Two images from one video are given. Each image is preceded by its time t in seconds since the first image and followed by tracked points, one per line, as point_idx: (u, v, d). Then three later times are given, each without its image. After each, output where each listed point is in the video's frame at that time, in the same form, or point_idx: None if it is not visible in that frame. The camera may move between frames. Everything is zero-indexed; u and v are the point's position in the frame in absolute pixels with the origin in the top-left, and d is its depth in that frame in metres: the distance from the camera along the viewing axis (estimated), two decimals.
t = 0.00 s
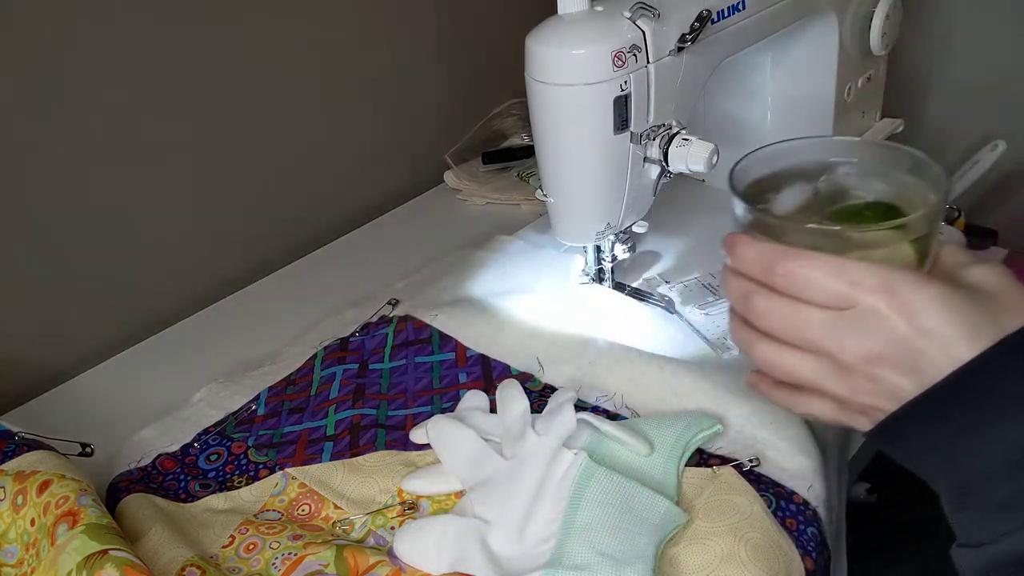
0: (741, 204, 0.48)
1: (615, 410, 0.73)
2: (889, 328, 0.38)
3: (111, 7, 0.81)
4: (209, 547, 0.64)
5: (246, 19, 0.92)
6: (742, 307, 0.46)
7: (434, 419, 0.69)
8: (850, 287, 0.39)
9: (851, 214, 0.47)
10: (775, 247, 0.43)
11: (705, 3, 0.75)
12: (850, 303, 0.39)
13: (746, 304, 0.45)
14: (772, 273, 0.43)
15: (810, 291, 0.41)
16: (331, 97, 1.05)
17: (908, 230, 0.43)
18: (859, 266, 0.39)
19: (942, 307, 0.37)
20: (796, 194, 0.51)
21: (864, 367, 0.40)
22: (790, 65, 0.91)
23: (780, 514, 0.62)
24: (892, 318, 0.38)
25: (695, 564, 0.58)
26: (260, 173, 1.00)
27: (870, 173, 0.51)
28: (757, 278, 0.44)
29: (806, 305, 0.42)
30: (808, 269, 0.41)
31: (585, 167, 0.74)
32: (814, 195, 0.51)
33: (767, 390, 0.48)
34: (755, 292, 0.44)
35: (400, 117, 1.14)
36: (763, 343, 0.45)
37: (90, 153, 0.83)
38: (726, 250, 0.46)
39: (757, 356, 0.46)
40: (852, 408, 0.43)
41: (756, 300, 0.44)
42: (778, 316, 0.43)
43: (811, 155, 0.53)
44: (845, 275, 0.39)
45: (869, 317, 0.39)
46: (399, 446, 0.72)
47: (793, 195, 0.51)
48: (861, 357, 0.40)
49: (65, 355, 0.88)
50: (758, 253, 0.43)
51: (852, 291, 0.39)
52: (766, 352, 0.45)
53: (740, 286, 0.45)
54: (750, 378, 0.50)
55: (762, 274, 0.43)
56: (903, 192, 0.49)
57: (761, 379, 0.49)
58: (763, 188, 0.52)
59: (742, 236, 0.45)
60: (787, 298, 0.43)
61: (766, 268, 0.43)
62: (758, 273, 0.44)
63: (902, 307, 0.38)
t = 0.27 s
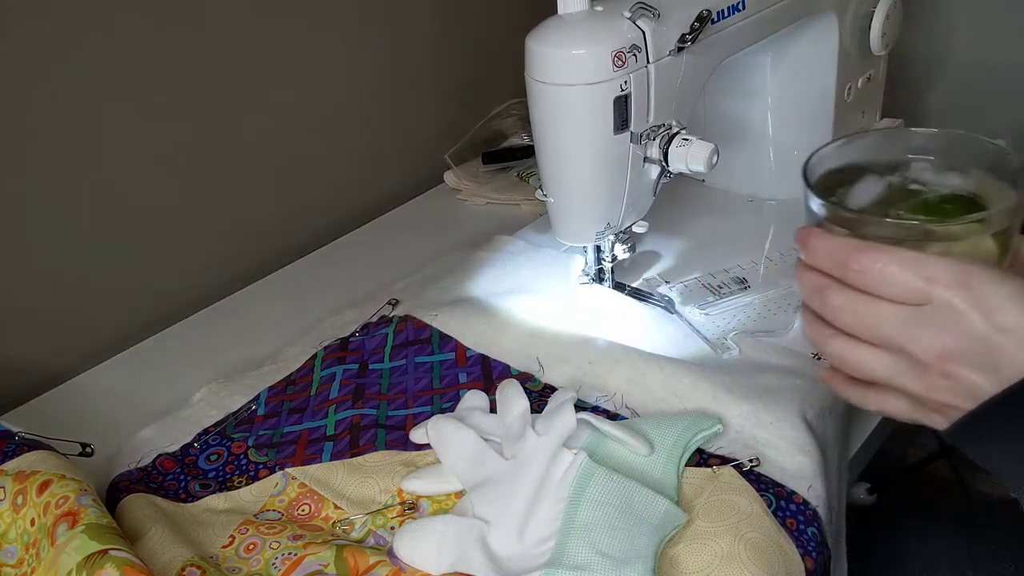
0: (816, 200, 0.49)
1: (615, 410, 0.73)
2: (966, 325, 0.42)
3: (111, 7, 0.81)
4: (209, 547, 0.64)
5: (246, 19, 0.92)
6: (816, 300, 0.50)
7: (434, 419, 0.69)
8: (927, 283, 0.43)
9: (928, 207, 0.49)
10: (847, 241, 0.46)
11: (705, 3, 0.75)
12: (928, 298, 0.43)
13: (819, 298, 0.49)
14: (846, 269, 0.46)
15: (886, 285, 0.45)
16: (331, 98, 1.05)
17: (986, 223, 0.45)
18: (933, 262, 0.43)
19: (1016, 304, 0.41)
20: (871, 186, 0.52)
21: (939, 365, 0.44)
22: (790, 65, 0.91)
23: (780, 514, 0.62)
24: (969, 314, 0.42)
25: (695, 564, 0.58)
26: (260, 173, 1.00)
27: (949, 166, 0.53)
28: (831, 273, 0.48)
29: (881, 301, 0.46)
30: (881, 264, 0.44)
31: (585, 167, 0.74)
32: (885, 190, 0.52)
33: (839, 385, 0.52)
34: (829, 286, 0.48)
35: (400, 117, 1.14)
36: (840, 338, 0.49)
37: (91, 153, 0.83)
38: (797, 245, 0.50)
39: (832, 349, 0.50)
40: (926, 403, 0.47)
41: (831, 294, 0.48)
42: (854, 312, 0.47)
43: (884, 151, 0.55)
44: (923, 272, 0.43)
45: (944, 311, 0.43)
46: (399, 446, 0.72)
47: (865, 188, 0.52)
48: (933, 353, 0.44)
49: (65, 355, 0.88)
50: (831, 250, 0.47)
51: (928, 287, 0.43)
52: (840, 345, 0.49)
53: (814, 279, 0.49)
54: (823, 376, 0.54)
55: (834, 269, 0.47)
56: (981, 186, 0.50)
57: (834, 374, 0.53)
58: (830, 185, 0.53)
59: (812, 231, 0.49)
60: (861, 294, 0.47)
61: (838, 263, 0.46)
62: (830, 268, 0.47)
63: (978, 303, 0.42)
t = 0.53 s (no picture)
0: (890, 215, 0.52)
1: (615, 410, 0.73)
2: None
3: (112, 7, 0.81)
4: (209, 547, 0.64)
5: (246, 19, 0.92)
6: (894, 322, 0.52)
7: (434, 419, 0.69)
8: (1010, 300, 0.46)
9: (1006, 225, 0.53)
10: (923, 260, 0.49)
11: (705, 3, 0.75)
12: (1010, 315, 0.47)
13: (895, 316, 0.52)
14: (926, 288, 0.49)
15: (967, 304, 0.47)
16: (331, 98, 1.05)
17: None
18: (1015, 280, 0.46)
19: None
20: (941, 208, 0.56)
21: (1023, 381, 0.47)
22: (791, 65, 0.91)
23: (780, 515, 0.62)
24: None
25: (695, 564, 0.58)
26: (260, 173, 1.00)
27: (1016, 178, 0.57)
28: (906, 292, 0.51)
29: (962, 319, 0.48)
30: (962, 281, 0.47)
31: (585, 168, 0.74)
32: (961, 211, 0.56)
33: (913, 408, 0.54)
34: (908, 305, 0.51)
35: (400, 117, 1.14)
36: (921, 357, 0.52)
37: (91, 153, 0.83)
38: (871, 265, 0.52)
39: (914, 370, 0.52)
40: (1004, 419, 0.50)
41: (911, 313, 0.50)
42: (932, 330, 0.50)
43: (957, 169, 0.58)
44: (1005, 291, 0.46)
45: None
46: (399, 446, 0.72)
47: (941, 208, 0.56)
48: (1019, 371, 0.47)
49: (65, 355, 0.88)
50: (911, 269, 0.49)
51: (1012, 304, 0.46)
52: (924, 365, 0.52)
53: (891, 299, 0.52)
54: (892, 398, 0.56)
55: (911, 287, 0.49)
56: None
57: (907, 397, 0.55)
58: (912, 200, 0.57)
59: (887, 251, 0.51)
60: (941, 313, 0.49)
61: (918, 280, 0.49)
62: (909, 287, 0.50)
63: None
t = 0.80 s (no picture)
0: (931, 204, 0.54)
1: (615, 410, 0.73)
2: None
3: (112, 7, 0.81)
4: (209, 547, 0.64)
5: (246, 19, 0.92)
6: (935, 314, 0.53)
7: (434, 419, 0.69)
8: None
9: None
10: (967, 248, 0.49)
11: (705, 3, 0.75)
12: None
13: (936, 308, 0.52)
14: (970, 278, 0.49)
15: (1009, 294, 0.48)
16: (331, 98, 1.05)
17: None
18: None
19: None
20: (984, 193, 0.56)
21: None
22: (791, 65, 0.91)
23: (780, 515, 0.62)
24: None
25: (694, 564, 0.58)
26: (260, 173, 1.00)
27: None
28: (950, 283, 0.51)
29: (1004, 309, 0.49)
30: (1009, 271, 0.47)
31: (585, 167, 0.74)
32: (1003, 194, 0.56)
33: (950, 403, 0.55)
34: (950, 296, 0.51)
35: (400, 117, 1.14)
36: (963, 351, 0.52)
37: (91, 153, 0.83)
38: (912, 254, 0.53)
39: (955, 364, 0.53)
40: None
41: (952, 303, 0.51)
42: (973, 321, 0.50)
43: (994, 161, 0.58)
44: None
45: None
46: (399, 446, 0.72)
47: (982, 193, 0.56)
48: None
49: (65, 355, 0.88)
50: (954, 257, 0.50)
51: None
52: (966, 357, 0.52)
53: (935, 290, 0.52)
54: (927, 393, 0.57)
55: (955, 277, 0.50)
56: None
57: (942, 392, 0.56)
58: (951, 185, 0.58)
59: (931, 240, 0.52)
60: (984, 303, 0.50)
61: (961, 269, 0.49)
62: (952, 277, 0.50)
63: None
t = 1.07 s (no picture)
0: (931, 190, 0.54)
1: (615, 410, 0.73)
2: None
3: (112, 8, 0.81)
4: (209, 547, 0.64)
5: (246, 19, 0.92)
6: (937, 303, 0.52)
7: (434, 419, 0.69)
8: None
9: None
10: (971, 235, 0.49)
11: (705, 3, 0.75)
12: None
13: (939, 296, 0.52)
14: (973, 265, 0.49)
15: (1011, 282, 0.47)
16: (331, 98, 1.05)
17: None
18: None
19: None
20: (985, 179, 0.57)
21: None
22: (791, 65, 0.91)
23: (779, 514, 0.62)
24: None
25: (695, 564, 0.58)
26: (259, 173, 1.00)
27: None
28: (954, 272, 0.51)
29: (1009, 297, 0.48)
30: (1014, 257, 0.47)
31: (586, 167, 0.74)
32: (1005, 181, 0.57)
33: (951, 392, 0.55)
34: (953, 284, 0.51)
35: (400, 117, 1.14)
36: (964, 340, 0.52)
37: (91, 153, 0.83)
38: (916, 241, 0.53)
39: (956, 352, 0.53)
40: None
41: (955, 291, 0.51)
42: (976, 310, 0.50)
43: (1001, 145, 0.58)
44: None
45: None
46: (399, 446, 0.72)
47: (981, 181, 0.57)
48: None
49: (65, 355, 0.88)
50: (958, 244, 0.49)
51: None
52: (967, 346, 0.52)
53: (938, 279, 0.52)
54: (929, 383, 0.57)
55: (960, 264, 0.49)
56: None
57: (941, 382, 0.56)
58: (950, 174, 0.59)
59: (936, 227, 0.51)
60: (986, 291, 0.49)
61: (966, 255, 0.49)
62: (956, 264, 0.50)
63: None
